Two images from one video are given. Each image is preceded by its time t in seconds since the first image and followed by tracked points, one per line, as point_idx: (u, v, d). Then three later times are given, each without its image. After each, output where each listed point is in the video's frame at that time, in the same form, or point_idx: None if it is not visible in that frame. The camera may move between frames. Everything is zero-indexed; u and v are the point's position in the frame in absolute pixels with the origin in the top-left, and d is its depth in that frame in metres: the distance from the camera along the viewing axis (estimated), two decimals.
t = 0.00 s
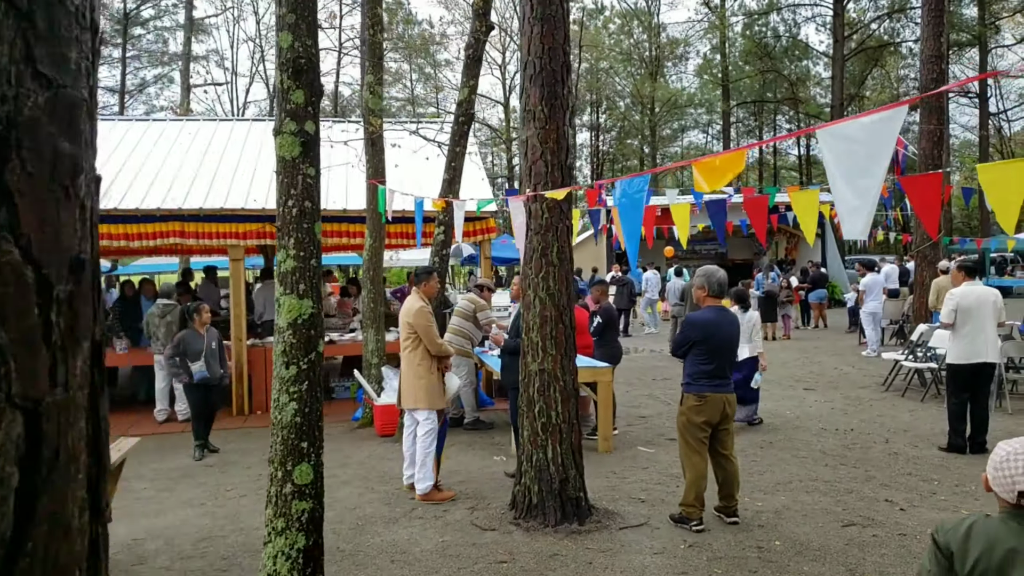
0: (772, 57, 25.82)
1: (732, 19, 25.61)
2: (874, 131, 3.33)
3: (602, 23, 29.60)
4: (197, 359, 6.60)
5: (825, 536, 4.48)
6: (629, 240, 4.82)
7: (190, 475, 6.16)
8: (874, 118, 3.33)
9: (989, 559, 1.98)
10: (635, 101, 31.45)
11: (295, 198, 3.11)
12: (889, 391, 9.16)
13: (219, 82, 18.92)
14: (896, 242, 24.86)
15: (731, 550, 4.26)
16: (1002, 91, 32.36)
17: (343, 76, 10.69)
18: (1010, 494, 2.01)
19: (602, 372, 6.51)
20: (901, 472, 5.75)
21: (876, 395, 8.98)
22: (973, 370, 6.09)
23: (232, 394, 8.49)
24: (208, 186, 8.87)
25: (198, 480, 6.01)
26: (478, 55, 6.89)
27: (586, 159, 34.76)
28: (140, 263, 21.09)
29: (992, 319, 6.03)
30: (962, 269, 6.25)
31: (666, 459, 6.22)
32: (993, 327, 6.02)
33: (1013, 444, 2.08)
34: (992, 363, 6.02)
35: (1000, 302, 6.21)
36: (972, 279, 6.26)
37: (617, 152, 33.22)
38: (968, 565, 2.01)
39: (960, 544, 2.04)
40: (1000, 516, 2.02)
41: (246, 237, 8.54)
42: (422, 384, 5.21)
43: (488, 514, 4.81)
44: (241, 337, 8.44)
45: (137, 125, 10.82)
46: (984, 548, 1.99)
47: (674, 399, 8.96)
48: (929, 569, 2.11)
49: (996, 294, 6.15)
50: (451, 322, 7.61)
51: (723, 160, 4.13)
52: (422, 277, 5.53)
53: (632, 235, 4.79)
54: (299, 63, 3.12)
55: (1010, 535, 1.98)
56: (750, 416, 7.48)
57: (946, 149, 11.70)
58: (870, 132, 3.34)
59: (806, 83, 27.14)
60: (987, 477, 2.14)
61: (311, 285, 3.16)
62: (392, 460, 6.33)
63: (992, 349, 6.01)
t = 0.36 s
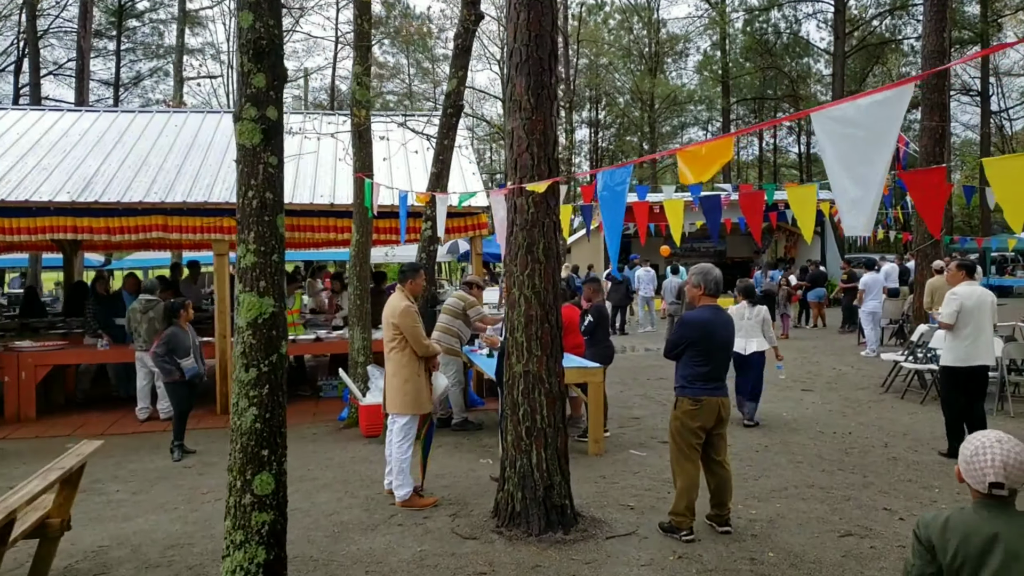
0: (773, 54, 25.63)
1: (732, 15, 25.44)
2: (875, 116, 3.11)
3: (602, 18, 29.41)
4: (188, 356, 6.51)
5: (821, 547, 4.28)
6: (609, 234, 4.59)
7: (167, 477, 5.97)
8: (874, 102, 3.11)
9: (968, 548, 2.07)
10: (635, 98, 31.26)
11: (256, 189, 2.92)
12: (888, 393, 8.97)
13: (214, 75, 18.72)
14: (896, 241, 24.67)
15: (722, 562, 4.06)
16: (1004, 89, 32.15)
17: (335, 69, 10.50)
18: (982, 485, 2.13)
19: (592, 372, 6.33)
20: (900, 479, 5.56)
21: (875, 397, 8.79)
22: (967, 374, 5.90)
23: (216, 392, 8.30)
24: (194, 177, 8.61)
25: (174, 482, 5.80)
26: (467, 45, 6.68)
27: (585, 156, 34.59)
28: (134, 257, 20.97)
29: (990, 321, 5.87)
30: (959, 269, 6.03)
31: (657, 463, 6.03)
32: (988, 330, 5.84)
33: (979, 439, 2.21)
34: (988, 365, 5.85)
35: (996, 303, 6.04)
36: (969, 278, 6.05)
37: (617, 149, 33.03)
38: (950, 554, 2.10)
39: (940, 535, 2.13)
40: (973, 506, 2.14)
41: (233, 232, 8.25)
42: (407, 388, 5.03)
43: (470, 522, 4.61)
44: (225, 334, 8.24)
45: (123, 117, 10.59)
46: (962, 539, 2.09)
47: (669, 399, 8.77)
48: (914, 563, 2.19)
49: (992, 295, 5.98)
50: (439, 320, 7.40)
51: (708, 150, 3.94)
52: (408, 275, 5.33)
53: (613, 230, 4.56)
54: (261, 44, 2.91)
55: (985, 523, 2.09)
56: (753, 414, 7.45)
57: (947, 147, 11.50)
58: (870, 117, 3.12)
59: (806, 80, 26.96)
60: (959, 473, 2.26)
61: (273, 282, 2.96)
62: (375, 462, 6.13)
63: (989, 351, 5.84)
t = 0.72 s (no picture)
0: (770, 54, 25.49)
1: (730, 16, 25.37)
2: (885, 117, 2.91)
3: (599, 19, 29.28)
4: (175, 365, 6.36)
5: (820, 566, 4.10)
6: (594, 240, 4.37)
7: (145, 490, 5.77)
8: (883, 103, 2.92)
9: (968, 537, 2.15)
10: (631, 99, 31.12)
11: (218, 194, 2.73)
12: (887, 399, 8.80)
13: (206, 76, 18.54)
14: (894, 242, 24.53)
15: None
16: (1001, 90, 32.05)
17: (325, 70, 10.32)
18: (986, 478, 2.20)
19: (584, 381, 6.15)
20: (901, 491, 5.39)
21: (874, 403, 8.62)
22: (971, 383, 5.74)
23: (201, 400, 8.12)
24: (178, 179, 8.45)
25: (151, 496, 5.61)
26: (455, 44, 6.49)
27: (582, 158, 34.51)
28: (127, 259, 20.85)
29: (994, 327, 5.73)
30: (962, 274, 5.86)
31: (651, 475, 5.85)
32: (991, 337, 5.69)
33: (983, 433, 2.28)
34: (991, 373, 5.70)
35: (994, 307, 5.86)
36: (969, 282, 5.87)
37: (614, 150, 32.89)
38: (950, 542, 2.17)
39: (940, 524, 2.21)
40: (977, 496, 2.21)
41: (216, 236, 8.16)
42: (394, 401, 4.83)
43: (454, 540, 4.43)
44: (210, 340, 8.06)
45: (108, 118, 10.38)
46: (962, 528, 2.17)
47: (664, 406, 8.59)
48: (915, 548, 2.28)
49: (990, 300, 5.81)
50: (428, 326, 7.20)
51: (699, 153, 3.73)
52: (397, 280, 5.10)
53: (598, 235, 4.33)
54: (223, 40, 2.72)
55: (985, 514, 2.17)
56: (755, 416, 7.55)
57: (947, 148, 11.33)
58: (879, 118, 2.93)
59: (803, 81, 26.81)
60: (963, 465, 2.33)
61: (236, 293, 2.77)
62: (361, 473, 5.95)
63: (993, 359, 5.70)
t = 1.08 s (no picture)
0: (767, 54, 25.40)
1: (726, 16, 25.29)
2: (866, 103, 2.73)
3: (596, 19, 29.20)
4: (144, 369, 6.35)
5: None
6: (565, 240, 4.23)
7: (120, 498, 5.62)
8: (864, 88, 2.74)
9: (977, 514, 2.23)
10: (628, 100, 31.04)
11: (169, 192, 2.58)
12: (884, 402, 8.67)
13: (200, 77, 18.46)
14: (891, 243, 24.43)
15: None
16: (999, 90, 31.96)
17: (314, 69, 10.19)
18: (995, 460, 2.28)
19: (572, 385, 6.01)
20: (897, 498, 5.24)
21: (870, 406, 8.48)
22: (976, 386, 5.60)
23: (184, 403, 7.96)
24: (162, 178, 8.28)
25: (125, 504, 5.45)
26: (440, 39, 6.33)
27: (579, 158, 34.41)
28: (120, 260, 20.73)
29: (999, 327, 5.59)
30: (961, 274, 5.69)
31: (641, 481, 5.70)
32: (996, 337, 5.56)
33: (991, 421, 2.37)
34: (999, 376, 5.58)
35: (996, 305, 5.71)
36: (970, 282, 5.72)
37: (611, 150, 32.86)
38: (959, 519, 2.25)
39: (950, 503, 2.29)
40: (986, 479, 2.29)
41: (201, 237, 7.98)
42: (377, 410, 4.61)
43: (433, 551, 4.28)
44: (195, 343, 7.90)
45: (92, 117, 10.22)
46: (973, 507, 2.24)
47: (657, 409, 8.45)
48: (926, 528, 2.35)
49: (992, 299, 5.66)
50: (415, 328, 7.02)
51: (670, 146, 3.63)
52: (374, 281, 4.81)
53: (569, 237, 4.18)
54: (175, 28, 2.57)
55: (993, 495, 2.24)
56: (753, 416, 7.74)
57: (944, 147, 11.19)
58: (860, 105, 2.75)
59: (801, 81, 26.75)
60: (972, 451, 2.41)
61: (190, 297, 2.63)
62: (342, 480, 5.80)
63: (999, 360, 5.57)
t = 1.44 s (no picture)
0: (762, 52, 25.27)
1: (722, 14, 25.16)
2: (842, 71, 2.42)
3: (591, 17, 29.05)
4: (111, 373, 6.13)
5: None
6: (528, 234, 4.09)
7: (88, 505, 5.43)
8: (840, 54, 2.43)
9: (956, 501, 2.28)
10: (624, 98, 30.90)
11: (104, 184, 2.39)
12: (879, 403, 8.50)
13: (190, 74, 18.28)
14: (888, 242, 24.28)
15: None
16: (996, 88, 31.84)
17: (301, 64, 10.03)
18: (968, 448, 2.33)
19: (557, 388, 5.82)
20: (891, 505, 5.06)
21: (864, 408, 8.31)
22: (974, 387, 5.43)
23: (162, 405, 7.76)
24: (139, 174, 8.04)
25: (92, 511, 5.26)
26: (422, 31, 6.14)
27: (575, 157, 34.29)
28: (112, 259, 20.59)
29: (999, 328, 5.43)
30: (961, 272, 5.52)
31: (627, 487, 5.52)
32: (997, 338, 5.38)
33: (963, 408, 2.42)
34: (997, 378, 5.41)
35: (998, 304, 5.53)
36: (970, 281, 5.53)
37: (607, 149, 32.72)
38: (940, 506, 2.29)
39: (930, 491, 2.33)
40: (961, 466, 2.34)
41: (178, 236, 7.72)
42: (356, 416, 4.23)
43: (406, 563, 4.10)
44: (173, 344, 7.71)
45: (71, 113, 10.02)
46: (952, 493, 2.29)
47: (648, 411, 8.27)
48: (906, 514, 2.38)
49: (993, 299, 5.46)
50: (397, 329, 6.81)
51: (631, 129, 3.38)
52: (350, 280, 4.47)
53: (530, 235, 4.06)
54: (108, 5, 2.38)
55: (970, 481, 2.29)
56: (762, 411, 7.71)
57: (940, 144, 11.03)
58: (835, 74, 2.43)
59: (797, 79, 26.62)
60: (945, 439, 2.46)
61: (128, 297, 2.44)
62: (320, 487, 5.61)
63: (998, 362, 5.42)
